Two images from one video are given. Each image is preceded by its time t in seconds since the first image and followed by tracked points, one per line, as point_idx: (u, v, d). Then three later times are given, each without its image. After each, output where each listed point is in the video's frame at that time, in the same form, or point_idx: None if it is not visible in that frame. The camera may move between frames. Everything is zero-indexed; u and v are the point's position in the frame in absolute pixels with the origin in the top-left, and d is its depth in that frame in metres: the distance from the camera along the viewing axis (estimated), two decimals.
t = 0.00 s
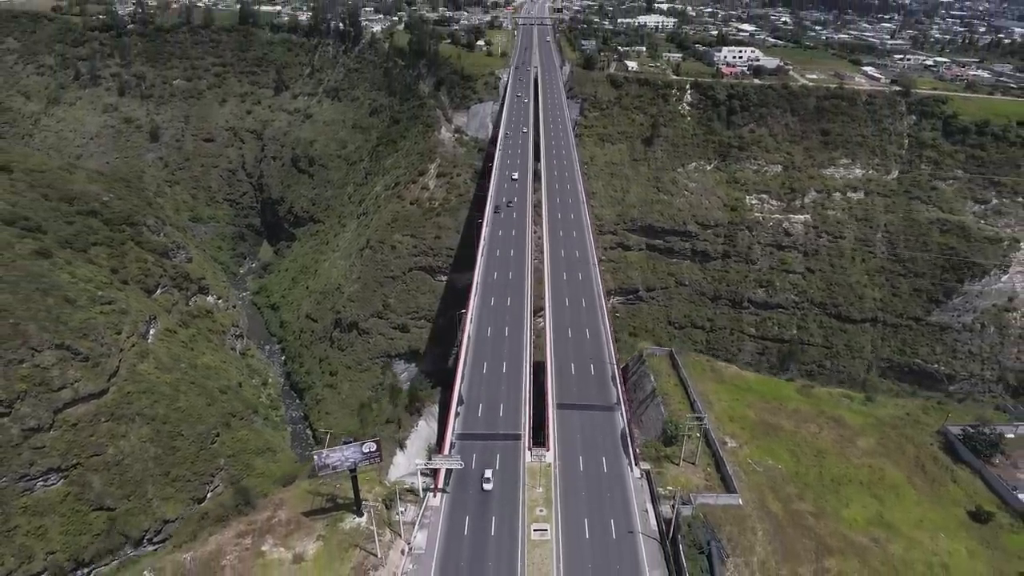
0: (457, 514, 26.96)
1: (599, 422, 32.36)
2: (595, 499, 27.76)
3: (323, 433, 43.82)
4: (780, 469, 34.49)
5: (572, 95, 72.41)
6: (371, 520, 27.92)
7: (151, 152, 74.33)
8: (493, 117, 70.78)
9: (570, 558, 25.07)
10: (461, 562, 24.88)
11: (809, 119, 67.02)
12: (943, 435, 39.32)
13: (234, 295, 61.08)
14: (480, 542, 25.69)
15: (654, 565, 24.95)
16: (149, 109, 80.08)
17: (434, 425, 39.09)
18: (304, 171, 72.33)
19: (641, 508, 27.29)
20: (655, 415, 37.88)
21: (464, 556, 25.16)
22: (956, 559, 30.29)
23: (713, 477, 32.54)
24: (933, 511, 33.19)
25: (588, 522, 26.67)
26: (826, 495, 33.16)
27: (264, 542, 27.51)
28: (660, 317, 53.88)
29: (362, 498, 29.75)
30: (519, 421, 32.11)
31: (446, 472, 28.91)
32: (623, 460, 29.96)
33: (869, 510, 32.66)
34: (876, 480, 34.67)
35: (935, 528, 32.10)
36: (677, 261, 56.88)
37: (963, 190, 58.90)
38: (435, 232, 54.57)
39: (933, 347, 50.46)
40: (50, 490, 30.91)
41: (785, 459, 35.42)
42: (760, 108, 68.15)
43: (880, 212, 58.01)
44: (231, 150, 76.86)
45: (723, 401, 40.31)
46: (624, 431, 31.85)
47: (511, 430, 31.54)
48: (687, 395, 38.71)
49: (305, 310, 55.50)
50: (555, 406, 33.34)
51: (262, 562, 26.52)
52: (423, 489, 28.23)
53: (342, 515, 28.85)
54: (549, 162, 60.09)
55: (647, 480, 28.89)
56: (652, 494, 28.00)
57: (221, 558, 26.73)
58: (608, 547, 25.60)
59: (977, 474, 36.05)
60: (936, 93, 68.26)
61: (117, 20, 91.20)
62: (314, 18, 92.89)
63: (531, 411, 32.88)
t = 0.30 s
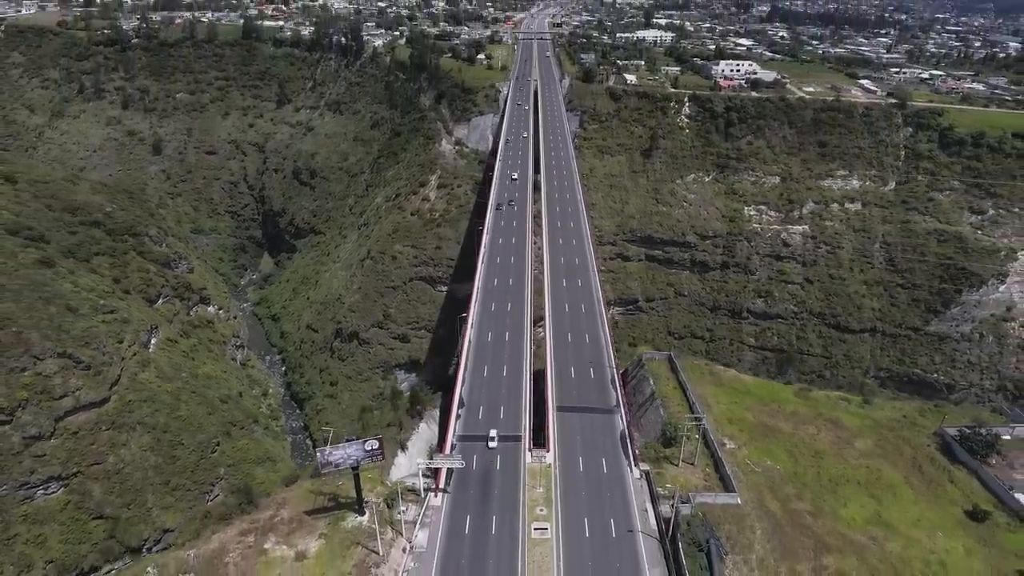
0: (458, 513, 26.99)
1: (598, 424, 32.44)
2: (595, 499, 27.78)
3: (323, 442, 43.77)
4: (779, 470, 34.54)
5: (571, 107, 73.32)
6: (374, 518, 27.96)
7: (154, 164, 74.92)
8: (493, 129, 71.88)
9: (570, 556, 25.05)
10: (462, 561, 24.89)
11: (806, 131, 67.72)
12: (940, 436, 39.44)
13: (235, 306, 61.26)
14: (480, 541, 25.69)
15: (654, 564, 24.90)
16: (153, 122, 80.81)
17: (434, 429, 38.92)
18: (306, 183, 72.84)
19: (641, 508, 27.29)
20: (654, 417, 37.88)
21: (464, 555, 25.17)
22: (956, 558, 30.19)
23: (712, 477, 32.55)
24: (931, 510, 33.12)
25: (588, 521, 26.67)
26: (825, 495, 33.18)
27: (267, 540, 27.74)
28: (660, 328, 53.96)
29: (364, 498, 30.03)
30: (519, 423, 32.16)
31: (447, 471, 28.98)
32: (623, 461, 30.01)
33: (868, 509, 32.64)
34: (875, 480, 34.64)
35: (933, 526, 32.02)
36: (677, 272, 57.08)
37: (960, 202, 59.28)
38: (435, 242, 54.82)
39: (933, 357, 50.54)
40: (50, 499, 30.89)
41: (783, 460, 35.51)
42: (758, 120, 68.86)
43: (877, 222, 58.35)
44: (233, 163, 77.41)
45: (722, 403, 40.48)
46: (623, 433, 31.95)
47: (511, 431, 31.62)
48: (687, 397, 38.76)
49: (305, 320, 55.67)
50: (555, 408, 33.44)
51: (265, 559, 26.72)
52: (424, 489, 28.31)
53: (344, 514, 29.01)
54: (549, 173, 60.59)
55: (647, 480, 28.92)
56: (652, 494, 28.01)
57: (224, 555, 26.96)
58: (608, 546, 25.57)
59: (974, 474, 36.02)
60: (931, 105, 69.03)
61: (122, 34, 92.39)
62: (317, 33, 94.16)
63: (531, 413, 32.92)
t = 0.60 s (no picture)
0: (459, 513, 27.20)
1: (598, 426, 32.70)
2: (595, 499, 27.94)
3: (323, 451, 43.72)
4: (776, 470, 34.68)
5: (571, 120, 74.37)
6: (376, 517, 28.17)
7: (156, 175, 75.40)
8: (493, 140, 73.14)
9: (571, 554, 25.13)
10: (463, 558, 25.00)
11: (803, 142, 68.30)
12: (938, 438, 39.04)
13: (236, 316, 61.45)
14: (481, 540, 25.85)
15: (654, 562, 24.94)
16: (156, 133, 81.38)
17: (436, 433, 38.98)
18: (307, 194, 73.16)
19: (640, 508, 27.41)
20: (653, 420, 38.10)
21: (465, 553, 25.29)
22: (953, 557, 30.12)
23: (711, 477, 32.96)
24: (927, 510, 33.02)
25: (588, 520, 26.80)
26: (822, 494, 33.24)
27: (270, 539, 27.85)
28: (660, 338, 53.96)
29: (366, 497, 30.50)
30: (519, 426, 32.54)
31: (448, 472, 29.29)
32: (623, 462, 30.22)
33: (866, 508, 32.65)
34: (873, 482, 34.69)
35: (930, 526, 31.94)
36: (676, 282, 57.25)
37: (959, 211, 59.34)
38: (436, 252, 55.24)
39: (932, 367, 50.62)
40: (50, 506, 30.90)
41: (782, 463, 35.47)
42: (756, 132, 69.50)
43: (875, 232, 58.56)
44: (236, 175, 78.16)
45: (721, 407, 41.10)
46: (622, 435, 32.18)
47: (512, 434, 31.91)
48: (686, 401, 39.14)
49: (306, 330, 55.81)
50: (555, 412, 33.77)
51: (267, 557, 26.81)
52: (426, 489, 28.35)
53: (347, 513, 29.28)
54: (549, 184, 61.12)
55: (646, 481, 29.08)
56: (652, 494, 28.13)
57: (227, 553, 27.02)
58: (608, 544, 25.65)
59: (972, 475, 35.60)
60: (927, 117, 69.66)
61: (126, 48, 93.49)
62: (319, 47, 95.30)
63: (532, 417, 33.19)
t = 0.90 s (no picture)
0: (460, 513, 27.36)
1: (597, 428, 32.91)
2: (595, 500, 28.13)
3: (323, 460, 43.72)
4: (775, 472, 34.58)
5: (571, 132, 75.16)
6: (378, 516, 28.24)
7: (158, 188, 75.87)
8: (493, 152, 75.45)
9: (571, 554, 25.32)
10: (465, 558, 25.20)
11: (801, 155, 68.91)
12: (935, 441, 38.99)
13: (237, 327, 61.64)
14: (482, 539, 25.98)
15: (653, 562, 25.12)
16: (159, 146, 81.98)
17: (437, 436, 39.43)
18: (308, 206, 73.54)
19: (640, 508, 27.58)
20: (652, 423, 38.15)
21: (467, 552, 25.49)
22: (951, 557, 30.24)
23: (710, 477, 32.86)
24: (924, 510, 33.08)
25: (588, 521, 26.98)
26: (821, 495, 33.23)
27: (271, 538, 27.78)
28: (659, 349, 54.17)
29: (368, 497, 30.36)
30: (520, 428, 32.73)
31: (449, 473, 29.41)
32: (622, 463, 30.41)
33: (863, 508, 32.73)
34: (872, 482, 34.65)
35: (927, 526, 32.03)
36: (676, 292, 57.51)
37: (955, 222, 59.76)
38: (437, 263, 55.23)
39: (931, 377, 50.82)
40: (50, 515, 30.87)
41: (780, 464, 35.44)
42: (754, 144, 70.11)
43: (874, 243, 58.77)
44: (238, 187, 78.91)
45: (720, 410, 41.01)
46: (622, 437, 32.36)
47: (512, 435, 32.11)
48: (685, 403, 39.04)
49: (307, 340, 55.92)
50: (555, 415, 33.92)
51: (270, 556, 26.79)
52: (428, 490, 28.63)
53: (348, 513, 29.34)
54: (548, 195, 61.51)
55: (645, 482, 29.25)
56: (651, 495, 28.30)
57: (230, 552, 27.02)
58: (608, 544, 25.84)
59: (970, 478, 35.49)
60: (923, 129, 70.34)
61: (130, 62, 94.51)
62: (321, 61, 96.37)
63: (532, 418, 33.44)
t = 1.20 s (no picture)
0: (462, 513, 27.80)
1: (597, 432, 33.37)
2: (595, 501, 28.54)
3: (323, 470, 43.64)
4: (774, 474, 34.55)
5: (571, 144, 75.93)
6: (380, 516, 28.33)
7: (161, 200, 76.40)
8: (494, 165, 76.08)
9: (571, 554, 25.73)
10: (466, 556, 25.63)
11: (799, 167, 69.45)
12: (932, 443, 39.00)
13: (238, 338, 61.80)
14: (483, 539, 26.42)
15: (653, 561, 25.50)
16: (162, 159, 82.67)
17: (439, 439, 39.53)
18: (310, 218, 73.99)
19: (640, 509, 27.97)
20: (652, 427, 38.26)
21: (469, 551, 25.91)
22: (948, 555, 30.20)
23: (709, 479, 32.82)
24: (922, 511, 33.03)
25: (588, 521, 27.38)
26: (818, 497, 33.25)
27: (275, 537, 27.90)
28: (659, 359, 54.26)
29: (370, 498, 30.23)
30: (520, 431, 33.23)
31: (451, 475, 29.94)
32: (622, 465, 30.84)
33: (861, 509, 32.71)
34: (869, 483, 34.67)
35: (924, 525, 31.99)
36: (675, 303, 57.73)
37: (953, 233, 60.03)
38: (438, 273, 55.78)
39: (932, 388, 50.87)
40: (50, 523, 30.91)
41: (778, 466, 35.47)
42: (752, 156, 70.66)
43: (872, 255, 59.08)
44: (240, 200, 79.33)
45: (719, 415, 40.96)
46: (622, 440, 32.82)
47: (514, 439, 32.59)
48: (684, 407, 39.11)
49: (308, 351, 56.01)
50: (556, 418, 34.55)
51: (273, 555, 26.87)
52: (429, 491, 29.03)
53: (352, 513, 29.35)
54: (549, 207, 61.97)
55: (645, 483, 29.65)
56: (650, 496, 28.70)
57: (234, 550, 27.20)
58: (608, 543, 26.24)
59: (967, 480, 35.49)
60: (920, 142, 70.93)
61: (135, 76, 95.67)
62: (324, 75, 97.45)
63: (532, 422, 33.97)
